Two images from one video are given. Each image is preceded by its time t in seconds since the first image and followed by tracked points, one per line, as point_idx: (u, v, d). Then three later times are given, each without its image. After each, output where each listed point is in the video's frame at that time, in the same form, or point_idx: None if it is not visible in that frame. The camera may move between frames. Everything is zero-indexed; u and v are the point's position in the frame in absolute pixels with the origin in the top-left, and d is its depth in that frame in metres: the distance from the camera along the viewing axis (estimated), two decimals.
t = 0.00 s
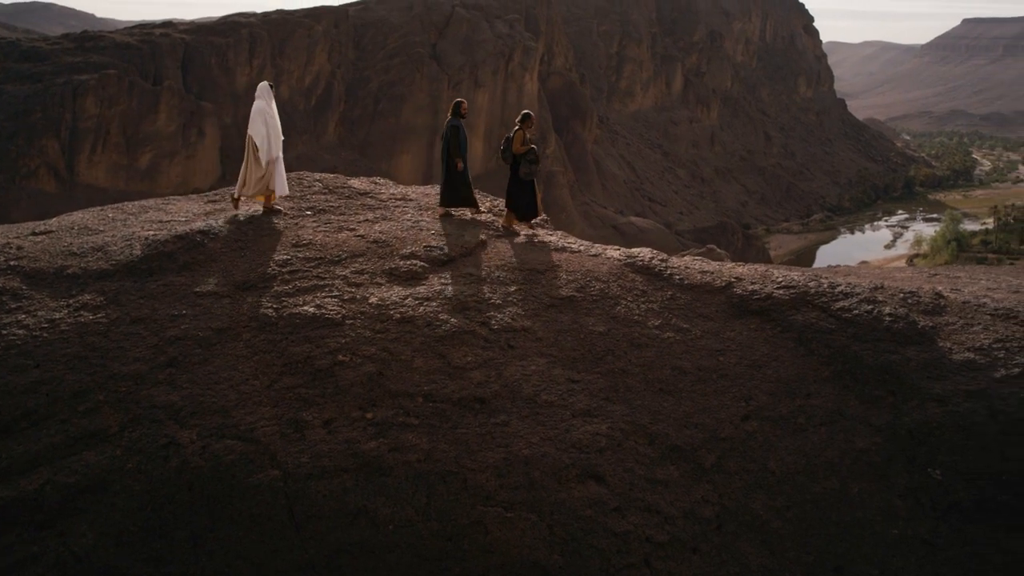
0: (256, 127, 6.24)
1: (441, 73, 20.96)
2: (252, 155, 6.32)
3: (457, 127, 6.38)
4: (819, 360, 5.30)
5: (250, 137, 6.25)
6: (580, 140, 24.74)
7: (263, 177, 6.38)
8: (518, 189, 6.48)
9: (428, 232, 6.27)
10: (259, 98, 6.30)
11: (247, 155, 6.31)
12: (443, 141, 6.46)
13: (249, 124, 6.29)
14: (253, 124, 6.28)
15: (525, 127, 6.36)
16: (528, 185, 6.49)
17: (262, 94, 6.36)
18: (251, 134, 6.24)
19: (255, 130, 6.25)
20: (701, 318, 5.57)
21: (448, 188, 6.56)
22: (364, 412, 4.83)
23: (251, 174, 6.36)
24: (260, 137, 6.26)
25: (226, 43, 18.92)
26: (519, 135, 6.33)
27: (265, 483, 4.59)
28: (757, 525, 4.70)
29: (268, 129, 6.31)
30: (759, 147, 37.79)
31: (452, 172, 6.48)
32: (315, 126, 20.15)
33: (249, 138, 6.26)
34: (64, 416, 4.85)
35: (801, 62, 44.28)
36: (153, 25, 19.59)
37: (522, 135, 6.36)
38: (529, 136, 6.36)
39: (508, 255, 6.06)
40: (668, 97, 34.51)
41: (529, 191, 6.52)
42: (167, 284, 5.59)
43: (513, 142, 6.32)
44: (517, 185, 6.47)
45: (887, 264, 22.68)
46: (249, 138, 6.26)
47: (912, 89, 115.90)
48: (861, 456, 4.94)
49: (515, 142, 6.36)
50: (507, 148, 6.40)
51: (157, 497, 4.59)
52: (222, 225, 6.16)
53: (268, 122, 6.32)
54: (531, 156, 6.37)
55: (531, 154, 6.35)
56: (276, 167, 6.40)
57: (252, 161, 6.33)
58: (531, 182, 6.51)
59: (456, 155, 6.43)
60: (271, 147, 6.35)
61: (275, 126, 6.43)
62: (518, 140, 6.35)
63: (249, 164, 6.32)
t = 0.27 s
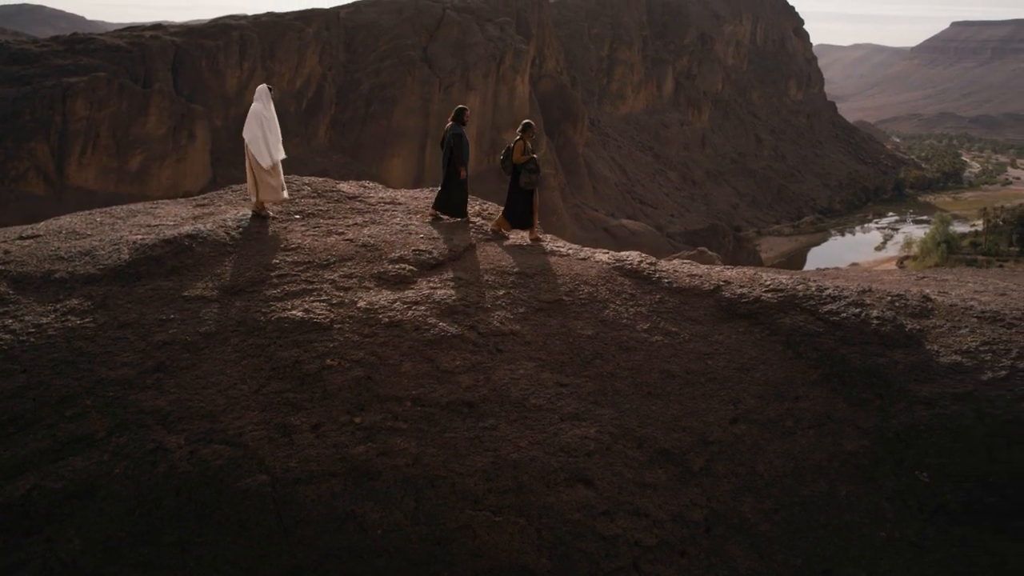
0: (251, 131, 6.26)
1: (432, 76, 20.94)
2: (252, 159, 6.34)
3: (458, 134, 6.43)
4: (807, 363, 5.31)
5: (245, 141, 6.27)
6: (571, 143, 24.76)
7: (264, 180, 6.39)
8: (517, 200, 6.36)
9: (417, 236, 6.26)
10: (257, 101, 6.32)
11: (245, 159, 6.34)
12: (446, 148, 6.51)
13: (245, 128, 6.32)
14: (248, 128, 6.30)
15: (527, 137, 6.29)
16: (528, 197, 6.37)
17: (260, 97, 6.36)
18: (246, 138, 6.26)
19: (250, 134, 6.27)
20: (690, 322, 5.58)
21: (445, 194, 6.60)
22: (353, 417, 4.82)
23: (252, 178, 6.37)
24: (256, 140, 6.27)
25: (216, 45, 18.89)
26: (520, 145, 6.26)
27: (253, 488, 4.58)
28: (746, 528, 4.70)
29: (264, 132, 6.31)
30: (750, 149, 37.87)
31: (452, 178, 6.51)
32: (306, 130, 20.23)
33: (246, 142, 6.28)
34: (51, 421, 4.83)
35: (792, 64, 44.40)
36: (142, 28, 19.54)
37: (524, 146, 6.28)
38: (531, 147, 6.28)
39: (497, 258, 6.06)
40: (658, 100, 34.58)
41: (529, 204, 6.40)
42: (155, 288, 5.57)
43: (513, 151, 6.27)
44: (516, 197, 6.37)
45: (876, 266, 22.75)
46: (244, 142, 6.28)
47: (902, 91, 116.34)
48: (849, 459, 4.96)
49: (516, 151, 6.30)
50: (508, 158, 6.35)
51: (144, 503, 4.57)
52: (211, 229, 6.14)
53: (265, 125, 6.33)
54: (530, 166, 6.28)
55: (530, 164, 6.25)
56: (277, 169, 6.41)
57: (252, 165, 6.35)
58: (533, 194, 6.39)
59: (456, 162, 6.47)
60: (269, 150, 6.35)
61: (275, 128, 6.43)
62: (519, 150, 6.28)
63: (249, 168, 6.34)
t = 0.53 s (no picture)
0: (246, 140, 6.26)
1: (421, 81, 20.95)
2: (245, 166, 6.36)
3: (459, 143, 6.33)
4: (793, 369, 5.33)
5: (240, 150, 6.28)
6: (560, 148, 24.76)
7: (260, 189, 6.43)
8: (522, 210, 6.38)
9: (403, 243, 6.26)
10: (252, 109, 6.31)
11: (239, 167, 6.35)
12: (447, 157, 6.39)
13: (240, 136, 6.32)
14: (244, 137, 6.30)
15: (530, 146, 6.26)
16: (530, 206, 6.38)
17: (256, 105, 6.35)
18: (241, 147, 6.26)
19: (245, 143, 6.27)
20: (676, 328, 5.59)
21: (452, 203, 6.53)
22: (338, 424, 4.82)
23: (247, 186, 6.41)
24: (252, 149, 6.27)
25: (205, 51, 18.87)
26: (522, 155, 6.24)
27: (238, 496, 4.56)
28: (732, 534, 4.70)
29: (259, 141, 6.32)
30: (740, 154, 37.99)
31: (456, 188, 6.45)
32: (295, 134, 20.12)
33: (240, 150, 6.28)
34: (35, 430, 4.80)
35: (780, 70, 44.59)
36: (131, 33, 19.50)
37: (526, 155, 6.26)
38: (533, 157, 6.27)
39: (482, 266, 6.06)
40: (647, 105, 34.68)
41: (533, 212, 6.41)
42: (140, 296, 5.56)
43: (516, 160, 6.22)
44: (520, 206, 6.38)
45: (864, 271, 22.81)
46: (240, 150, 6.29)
47: (889, 97, 116.88)
48: (835, 464, 4.97)
49: (518, 161, 6.28)
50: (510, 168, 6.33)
51: (128, 512, 4.55)
52: (196, 237, 6.13)
53: (260, 133, 6.32)
54: (533, 176, 6.28)
55: (533, 174, 6.25)
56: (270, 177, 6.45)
57: (247, 173, 6.38)
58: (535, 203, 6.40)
59: (458, 171, 6.39)
60: (263, 158, 6.37)
61: (270, 136, 6.44)
62: (521, 160, 6.26)
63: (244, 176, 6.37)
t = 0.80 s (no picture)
0: (246, 148, 6.21)
1: (411, 85, 20.91)
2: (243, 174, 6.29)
3: (459, 150, 6.37)
4: (780, 372, 5.34)
5: (241, 158, 6.22)
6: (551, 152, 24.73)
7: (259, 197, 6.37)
8: (525, 214, 6.47)
9: (391, 248, 6.25)
10: (251, 117, 6.28)
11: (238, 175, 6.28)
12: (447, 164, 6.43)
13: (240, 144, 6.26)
14: (244, 145, 6.25)
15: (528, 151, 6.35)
16: (532, 210, 6.48)
17: (254, 113, 6.33)
18: (241, 155, 6.21)
19: (245, 151, 6.22)
20: (663, 332, 5.60)
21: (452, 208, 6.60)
22: (326, 429, 4.81)
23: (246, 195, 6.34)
24: (253, 157, 6.23)
25: (194, 54, 18.83)
26: (522, 160, 6.33)
27: (225, 501, 4.55)
28: (719, 538, 4.70)
29: (259, 149, 6.29)
30: (730, 157, 38.09)
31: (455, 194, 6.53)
32: (285, 138, 20.09)
33: (240, 158, 6.23)
34: (20, 436, 4.78)
35: (771, 73, 44.72)
36: (120, 37, 19.46)
37: (525, 161, 6.35)
38: (533, 162, 6.35)
39: (470, 270, 6.06)
40: (638, 109, 34.73)
41: (535, 217, 6.50)
42: (127, 301, 5.54)
43: (516, 166, 6.31)
44: (523, 211, 6.46)
45: (854, 273, 22.88)
46: (240, 159, 6.23)
47: (879, 100, 117.26)
48: (821, 467, 4.99)
49: (518, 166, 6.35)
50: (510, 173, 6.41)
51: (115, 518, 4.54)
52: (184, 242, 6.11)
53: (260, 141, 6.30)
54: (534, 180, 6.35)
55: (534, 178, 6.33)
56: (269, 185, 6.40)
57: (245, 181, 6.30)
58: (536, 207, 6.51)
59: (459, 177, 6.44)
60: (262, 166, 6.34)
61: (267, 144, 6.41)
62: (521, 165, 6.35)
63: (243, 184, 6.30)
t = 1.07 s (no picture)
0: (247, 151, 6.30)
1: (399, 88, 20.85)
2: (246, 178, 6.39)
3: (459, 161, 6.29)
4: (765, 376, 5.36)
5: (243, 162, 6.31)
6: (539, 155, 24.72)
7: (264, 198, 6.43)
8: (531, 224, 6.29)
9: (377, 253, 6.25)
10: (251, 120, 6.33)
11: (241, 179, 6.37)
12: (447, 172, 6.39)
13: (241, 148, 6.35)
14: (245, 149, 6.33)
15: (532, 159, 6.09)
16: (537, 219, 6.28)
17: (254, 116, 6.39)
18: (242, 158, 6.31)
19: (247, 154, 6.31)
20: (648, 336, 5.62)
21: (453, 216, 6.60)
22: (310, 434, 4.79)
23: (250, 197, 6.41)
24: (254, 161, 6.33)
25: (181, 58, 18.77)
26: (526, 170, 6.06)
27: (209, 507, 4.53)
28: (705, 541, 4.70)
29: (260, 152, 6.37)
30: (718, 160, 38.21)
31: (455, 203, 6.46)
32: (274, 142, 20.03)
33: (242, 162, 6.32)
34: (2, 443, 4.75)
35: (758, 76, 44.89)
36: (107, 40, 19.39)
37: (530, 169, 6.08)
38: (537, 170, 6.10)
39: (456, 275, 6.06)
40: (625, 112, 34.79)
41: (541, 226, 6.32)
42: (111, 307, 5.52)
43: (520, 178, 6.07)
44: (529, 220, 6.28)
45: (841, 275, 22.97)
46: (242, 162, 6.32)
47: (865, 102, 117.84)
48: (806, 471, 5.00)
49: (522, 176, 6.10)
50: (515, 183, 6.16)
51: (98, 525, 4.52)
52: (169, 247, 6.09)
53: (260, 145, 6.37)
54: (539, 191, 6.13)
55: (539, 189, 6.10)
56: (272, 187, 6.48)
57: (247, 184, 6.40)
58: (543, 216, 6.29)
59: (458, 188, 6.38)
60: (264, 170, 6.42)
61: (269, 147, 6.48)
62: (526, 175, 6.08)
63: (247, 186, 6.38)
